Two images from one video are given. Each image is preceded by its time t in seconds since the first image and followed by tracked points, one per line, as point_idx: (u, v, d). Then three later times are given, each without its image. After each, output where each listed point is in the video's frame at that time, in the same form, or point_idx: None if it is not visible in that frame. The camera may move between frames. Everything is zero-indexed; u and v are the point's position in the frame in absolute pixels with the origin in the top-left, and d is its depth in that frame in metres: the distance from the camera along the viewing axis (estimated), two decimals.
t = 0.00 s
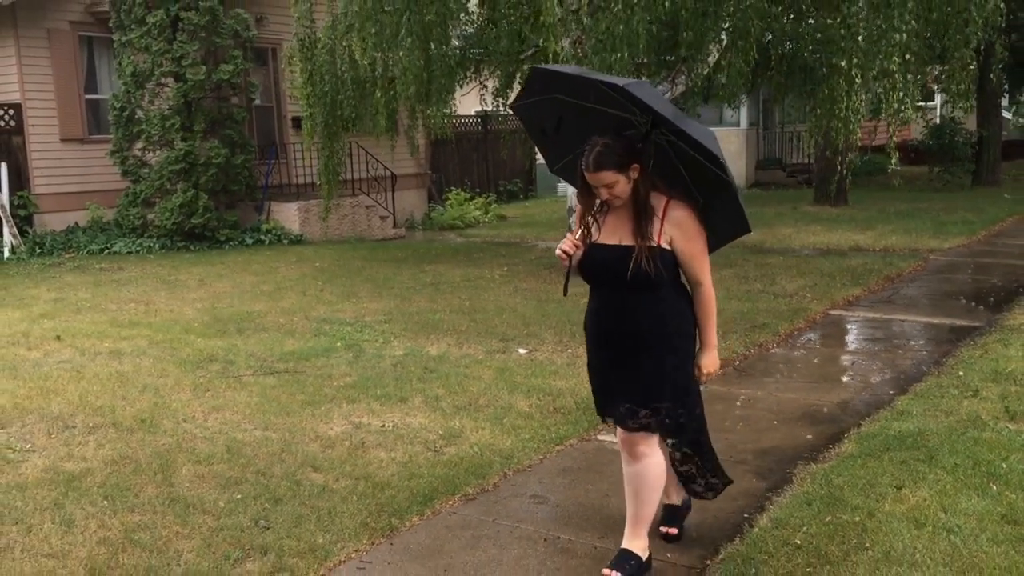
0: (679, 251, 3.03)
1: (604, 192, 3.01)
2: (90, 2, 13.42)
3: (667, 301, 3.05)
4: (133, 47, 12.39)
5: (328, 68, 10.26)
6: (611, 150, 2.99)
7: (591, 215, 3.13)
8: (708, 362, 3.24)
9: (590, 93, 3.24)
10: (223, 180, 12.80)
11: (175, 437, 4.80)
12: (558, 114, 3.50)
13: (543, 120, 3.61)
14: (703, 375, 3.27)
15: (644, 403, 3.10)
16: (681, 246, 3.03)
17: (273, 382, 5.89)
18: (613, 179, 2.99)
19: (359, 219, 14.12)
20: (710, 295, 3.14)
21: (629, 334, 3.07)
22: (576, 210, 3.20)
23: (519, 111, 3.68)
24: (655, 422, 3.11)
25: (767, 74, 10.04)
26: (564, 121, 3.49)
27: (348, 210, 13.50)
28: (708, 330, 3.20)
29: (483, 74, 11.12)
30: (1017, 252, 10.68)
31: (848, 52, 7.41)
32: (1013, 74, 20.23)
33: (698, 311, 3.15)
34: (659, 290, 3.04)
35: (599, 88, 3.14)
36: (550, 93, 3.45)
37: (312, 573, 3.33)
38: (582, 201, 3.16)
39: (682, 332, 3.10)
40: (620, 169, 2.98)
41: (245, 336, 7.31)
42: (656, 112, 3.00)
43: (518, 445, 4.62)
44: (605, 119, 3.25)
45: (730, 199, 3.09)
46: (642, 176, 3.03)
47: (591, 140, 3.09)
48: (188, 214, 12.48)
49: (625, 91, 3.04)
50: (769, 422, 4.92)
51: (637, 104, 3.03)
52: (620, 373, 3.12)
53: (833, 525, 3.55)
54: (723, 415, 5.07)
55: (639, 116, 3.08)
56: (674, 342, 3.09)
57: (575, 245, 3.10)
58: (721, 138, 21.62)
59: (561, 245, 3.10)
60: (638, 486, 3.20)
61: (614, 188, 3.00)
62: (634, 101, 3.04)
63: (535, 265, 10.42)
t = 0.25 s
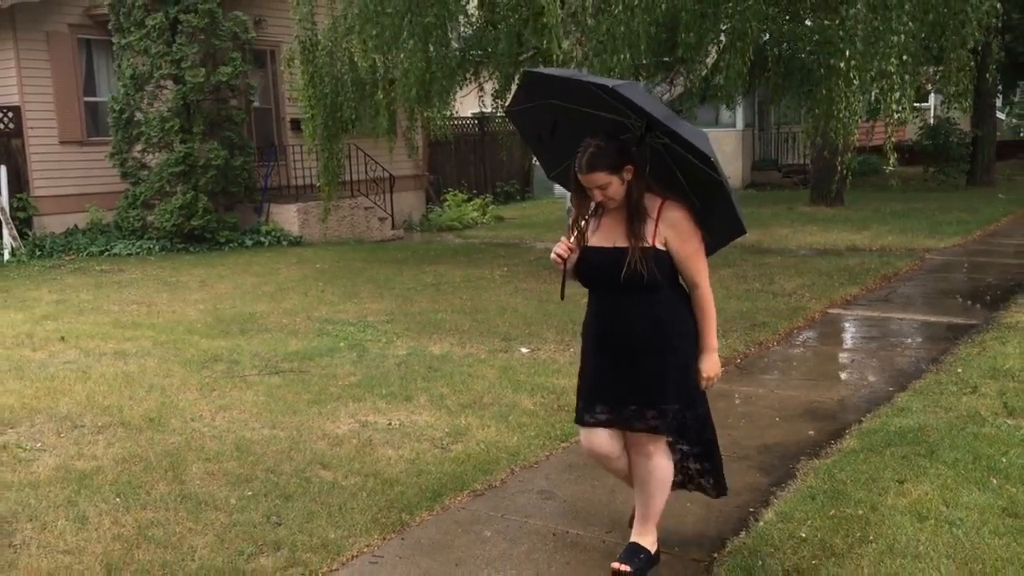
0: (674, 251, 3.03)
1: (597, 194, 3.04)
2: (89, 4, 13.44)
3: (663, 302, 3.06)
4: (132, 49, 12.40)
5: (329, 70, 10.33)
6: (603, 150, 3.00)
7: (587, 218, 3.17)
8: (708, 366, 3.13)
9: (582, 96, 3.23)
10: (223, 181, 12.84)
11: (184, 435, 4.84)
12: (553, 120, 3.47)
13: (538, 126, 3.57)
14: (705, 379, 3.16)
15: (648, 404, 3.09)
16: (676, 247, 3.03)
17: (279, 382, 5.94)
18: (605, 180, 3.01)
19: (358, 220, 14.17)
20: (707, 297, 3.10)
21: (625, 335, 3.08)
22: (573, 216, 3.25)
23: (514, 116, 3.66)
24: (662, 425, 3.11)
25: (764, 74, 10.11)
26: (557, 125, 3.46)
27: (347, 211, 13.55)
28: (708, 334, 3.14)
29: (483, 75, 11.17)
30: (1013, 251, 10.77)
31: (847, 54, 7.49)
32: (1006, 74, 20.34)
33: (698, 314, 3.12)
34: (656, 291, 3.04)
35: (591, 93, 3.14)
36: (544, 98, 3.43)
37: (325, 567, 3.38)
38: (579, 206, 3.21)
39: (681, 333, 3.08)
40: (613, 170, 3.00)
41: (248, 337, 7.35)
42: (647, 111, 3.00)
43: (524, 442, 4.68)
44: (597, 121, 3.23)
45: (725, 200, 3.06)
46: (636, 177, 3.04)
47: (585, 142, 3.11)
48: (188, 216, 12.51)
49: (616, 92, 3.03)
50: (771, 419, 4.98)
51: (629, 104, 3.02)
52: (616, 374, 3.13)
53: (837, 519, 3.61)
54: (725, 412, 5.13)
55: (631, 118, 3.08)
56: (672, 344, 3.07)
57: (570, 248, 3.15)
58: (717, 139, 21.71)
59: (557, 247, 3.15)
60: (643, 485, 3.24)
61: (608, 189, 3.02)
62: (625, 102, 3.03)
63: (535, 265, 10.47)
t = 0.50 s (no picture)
0: (678, 250, 3.01)
1: (598, 193, 3.02)
2: (87, 5, 13.45)
3: (665, 301, 3.04)
4: (131, 50, 12.41)
5: (329, 70, 10.38)
6: (603, 150, 2.98)
7: (589, 216, 3.15)
8: (709, 367, 3.09)
9: (582, 96, 3.18)
10: (222, 182, 12.85)
11: (194, 432, 4.88)
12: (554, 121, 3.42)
13: (539, 132, 3.50)
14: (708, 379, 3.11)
15: (648, 401, 3.10)
16: (678, 245, 3.01)
17: (285, 380, 5.98)
18: (607, 180, 2.99)
19: (357, 220, 14.20)
20: (710, 295, 3.08)
21: (627, 334, 3.07)
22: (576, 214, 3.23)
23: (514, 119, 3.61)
24: (659, 418, 3.12)
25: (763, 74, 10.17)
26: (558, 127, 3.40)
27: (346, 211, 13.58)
28: (710, 333, 3.09)
29: (483, 75, 11.20)
30: (1009, 249, 10.85)
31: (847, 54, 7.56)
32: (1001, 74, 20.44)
33: (701, 312, 3.10)
34: (659, 289, 3.03)
35: (589, 93, 3.12)
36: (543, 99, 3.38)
37: (340, 560, 3.42)
38: (581, 205, 3.19)
39: (684, 332, 3.07)
40: (614, 169, 2.98)
41: (252, 336, 7.39)
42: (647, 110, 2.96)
43: (531, 437, 4.73)
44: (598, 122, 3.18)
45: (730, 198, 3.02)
46: (638, 175, 3.02)
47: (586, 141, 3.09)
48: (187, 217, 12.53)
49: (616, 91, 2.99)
50: (775, 415, 5.03)
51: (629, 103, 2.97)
52: (617, 372, 3.11)
53: (843, 511, 3.66)
54: (729, 408, 5.18)
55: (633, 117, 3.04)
56: (673, 344, 3.06)
57: (572, 247, 3.14)
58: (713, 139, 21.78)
59: (559, 247, 3.14)
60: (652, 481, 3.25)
61: (609, 189, 3.00)
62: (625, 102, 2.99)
63: (535, 264, 10.52)
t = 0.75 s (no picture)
0: (684, 245, 2.98)
1: (602, 190, 2.96)
2: (89, 5, 13.49)
3: (672, 298, 3.00)
4: (134, 50, 12.44)
5: (334, 70, 10.45)
6: (607, 147, 2.93)
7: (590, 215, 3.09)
8: (712, 363, 3.08)
9: (580, 94, 3.15)
10: (225, 180, 12.90)
11: (206, 427, 4.94)
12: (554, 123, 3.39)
13: (538, 132, 3.48)
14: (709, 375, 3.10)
15: (654, 400, 3.05)
16: (684, 240, 2.98)
17: (294, 376, 6.04)
18: (613, 175, 2.94)
19: (359, 218, 14.25)
20: (715, 291, 3.05)
21: (633, 333, 3.01)
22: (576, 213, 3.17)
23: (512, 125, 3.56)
24: (665, 416, 3.06)
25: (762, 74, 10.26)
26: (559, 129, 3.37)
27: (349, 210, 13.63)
28: (714, 329, 3.07)
29: (486, 75, 11.26)
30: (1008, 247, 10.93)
31: (849, 54, 7.62)
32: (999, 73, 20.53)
33: (704, 308, 3.07)
34: (665, 286, 2.99)
35: (588, 92, 3.09)
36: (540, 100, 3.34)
37: (356, 551, 3.48)
38: (582, 203, 3.12)
39: (689, 329, 3.04)
40: (617, 164, 2.93)
41: (259, 333, 7.45)
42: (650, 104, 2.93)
43: (540, 432, 4.79)
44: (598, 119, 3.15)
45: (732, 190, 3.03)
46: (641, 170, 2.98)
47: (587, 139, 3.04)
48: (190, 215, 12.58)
49: (617, 86, 2.95)
50: (779, 409, 5.09)
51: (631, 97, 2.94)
52: (622, 372, 3.05)
53: (849, 502, 3.72)
54: (734, 403, 5.25)
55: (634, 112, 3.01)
56: (679, 340, 3.03)
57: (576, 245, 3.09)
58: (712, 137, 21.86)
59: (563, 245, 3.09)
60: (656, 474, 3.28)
61: (615, 184, 2.95)
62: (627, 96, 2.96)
63: (537, 262, 10.58)
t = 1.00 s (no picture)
0: (686, 254, 2.98)
1: (604, 195, 2.97)
2: (94, 5, 13.54)
3: (674, 308, 3.01)
4: (139, 49, 12.48)
5: (339, 70, 10.49)
6: (609, 153, 2.93)
7: (592, 222, 3.09)
8: (717, 373, 3.10)
9: (580, 102, 3.15)
10: (228, 179, 12.95)
11: (218, 424, 4.99)
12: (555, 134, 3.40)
13: (538, 142, 3.49)
14: (715, 385, 3.13)
15: (655, 409, 3.06)
16: (685, 249, 2.98)
17: (303, 374, 6.09)
18: (614, 182, 2.94)
19: (362, 218, 14.30)
20: (716, 301, 3.06)
21: (634, 343, 3.00)
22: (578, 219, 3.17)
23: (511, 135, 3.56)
24: (663, 424, 3.09)
25: (765, 75, 10.30)
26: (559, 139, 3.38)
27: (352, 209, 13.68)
28: (716, 338, 3.10)
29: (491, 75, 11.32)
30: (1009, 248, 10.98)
31: (854, 55, 7.68)
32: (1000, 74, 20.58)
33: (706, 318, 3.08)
34: (667, 295, 2.99)
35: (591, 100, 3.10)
36: (540, 110, 3.34)
37: (371, 544, 3.54)
38: (584, 209, 3.12)
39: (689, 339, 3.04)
40: (619, 170, 2.93)
41: (266, 331, 7.51)
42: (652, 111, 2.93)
43: (548, 429, 4.85)
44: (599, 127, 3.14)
45: (733, 198, 3.04)
46: (644, 177, 2.98)
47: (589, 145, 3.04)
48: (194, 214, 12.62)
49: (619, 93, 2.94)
50: (785, 408, 5.15)
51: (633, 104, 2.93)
52: (624, 381, 3.04)
53: (855, 498, 3.78)
54: (740, 401, 5.30)
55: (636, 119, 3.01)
56: (680, 350, 3.04)
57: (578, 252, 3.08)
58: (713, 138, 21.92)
59: (565, 252, 3.07)
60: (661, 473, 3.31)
61: (616, 191, 2.95)
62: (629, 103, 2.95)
63: (541, 261, 10.63)
